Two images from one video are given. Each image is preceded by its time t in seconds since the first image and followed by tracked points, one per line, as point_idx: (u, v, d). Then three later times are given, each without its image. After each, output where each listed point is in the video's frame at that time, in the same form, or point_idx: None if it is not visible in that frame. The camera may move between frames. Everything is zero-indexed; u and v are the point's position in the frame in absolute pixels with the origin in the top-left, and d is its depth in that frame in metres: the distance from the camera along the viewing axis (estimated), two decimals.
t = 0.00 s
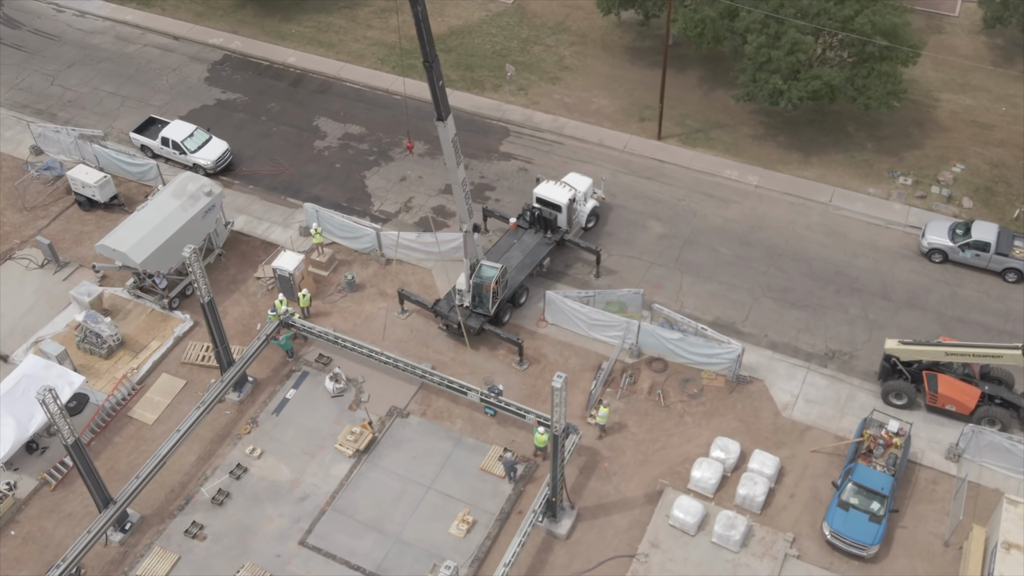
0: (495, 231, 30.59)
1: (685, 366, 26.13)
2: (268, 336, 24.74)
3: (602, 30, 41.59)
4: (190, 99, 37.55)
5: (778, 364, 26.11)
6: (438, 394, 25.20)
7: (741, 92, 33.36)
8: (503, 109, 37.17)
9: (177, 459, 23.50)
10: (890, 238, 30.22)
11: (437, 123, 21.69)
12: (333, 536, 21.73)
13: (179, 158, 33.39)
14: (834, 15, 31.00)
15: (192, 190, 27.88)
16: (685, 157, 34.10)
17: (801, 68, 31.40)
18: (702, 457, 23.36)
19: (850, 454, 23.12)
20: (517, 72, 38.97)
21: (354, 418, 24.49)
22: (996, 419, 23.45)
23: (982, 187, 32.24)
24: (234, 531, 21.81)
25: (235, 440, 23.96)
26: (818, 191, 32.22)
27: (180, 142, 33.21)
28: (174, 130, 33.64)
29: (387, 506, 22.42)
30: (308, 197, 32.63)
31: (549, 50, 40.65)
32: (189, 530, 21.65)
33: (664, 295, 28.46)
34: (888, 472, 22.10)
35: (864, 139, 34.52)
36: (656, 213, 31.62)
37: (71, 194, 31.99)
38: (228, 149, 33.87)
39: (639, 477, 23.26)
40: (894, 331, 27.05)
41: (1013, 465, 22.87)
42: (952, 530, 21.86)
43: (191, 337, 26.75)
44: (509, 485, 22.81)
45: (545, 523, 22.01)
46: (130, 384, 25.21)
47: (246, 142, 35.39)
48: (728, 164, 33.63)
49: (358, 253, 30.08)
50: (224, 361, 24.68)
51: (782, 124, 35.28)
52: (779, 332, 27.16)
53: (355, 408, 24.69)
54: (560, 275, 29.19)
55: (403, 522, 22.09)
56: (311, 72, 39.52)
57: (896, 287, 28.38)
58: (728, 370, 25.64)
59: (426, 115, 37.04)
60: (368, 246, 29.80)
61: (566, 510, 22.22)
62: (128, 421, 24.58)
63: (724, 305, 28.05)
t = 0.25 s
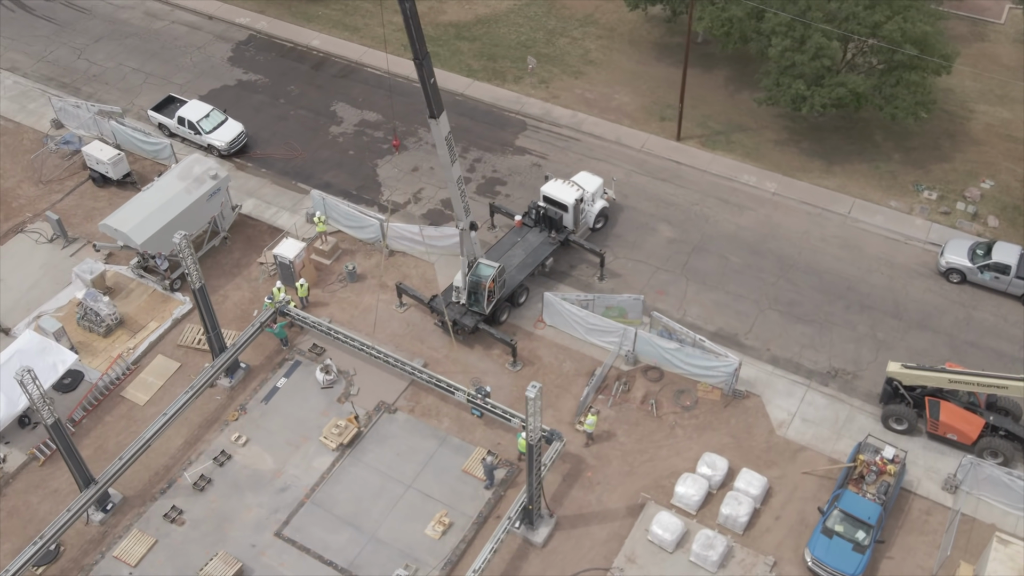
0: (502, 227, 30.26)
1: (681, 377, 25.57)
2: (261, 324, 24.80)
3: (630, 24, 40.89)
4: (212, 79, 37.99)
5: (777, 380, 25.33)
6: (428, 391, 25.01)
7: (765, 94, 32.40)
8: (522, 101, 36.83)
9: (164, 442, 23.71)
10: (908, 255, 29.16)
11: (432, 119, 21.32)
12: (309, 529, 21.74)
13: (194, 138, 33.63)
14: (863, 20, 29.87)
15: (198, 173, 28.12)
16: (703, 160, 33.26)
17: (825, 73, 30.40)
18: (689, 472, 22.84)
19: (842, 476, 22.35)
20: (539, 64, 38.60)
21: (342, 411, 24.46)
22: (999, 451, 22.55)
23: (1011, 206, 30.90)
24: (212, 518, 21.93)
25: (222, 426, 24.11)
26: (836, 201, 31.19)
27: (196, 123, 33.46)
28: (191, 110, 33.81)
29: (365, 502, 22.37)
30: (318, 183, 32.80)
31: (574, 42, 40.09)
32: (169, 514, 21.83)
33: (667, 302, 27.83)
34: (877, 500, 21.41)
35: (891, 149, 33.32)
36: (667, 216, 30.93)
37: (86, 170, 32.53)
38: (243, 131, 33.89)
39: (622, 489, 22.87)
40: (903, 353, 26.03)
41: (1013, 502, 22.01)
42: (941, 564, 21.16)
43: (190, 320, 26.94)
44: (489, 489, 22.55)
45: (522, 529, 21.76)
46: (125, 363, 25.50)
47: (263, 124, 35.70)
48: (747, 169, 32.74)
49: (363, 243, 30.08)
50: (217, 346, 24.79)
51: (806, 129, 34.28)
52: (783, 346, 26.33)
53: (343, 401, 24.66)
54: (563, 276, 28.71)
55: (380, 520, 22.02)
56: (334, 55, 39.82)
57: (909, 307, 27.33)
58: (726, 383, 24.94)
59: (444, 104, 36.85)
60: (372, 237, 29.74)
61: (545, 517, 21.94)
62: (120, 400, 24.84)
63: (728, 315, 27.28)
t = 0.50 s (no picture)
0: (509, 224, 30.15)
1: (675, 387, 25.14)
2: (259, 310, 25.01)
3: (661, 23, 40.30)
4: (238, 63, 38.73)
5: (774, 397, 24.70)
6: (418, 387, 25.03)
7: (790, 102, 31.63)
8: (543, 97, 36.55)
9: (155, 421, 24.12)
10: (924, 275, 28.14)
11: (428, 115, 21.21)
12: (287, 518, 21.97)
13: (215, 120, 34.26)
14: (892, 31, 28.90)
15: (209, 156, 28.41)
16: (722, 166, 32.53)
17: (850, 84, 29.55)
18: (672, 485, 22.46)
19: (829, 500, 21.70)
20: (563, 60, 38.32)
21: (331, 401, 24.63)
22: (996, 486, 21.69)
23: None
24: (194, 500, 22.26)
25: (212, 408, 24.47)
26: (855, 216, 30.23)
27: (217, 105, 34.07)
28: (212, 92, 34.40)
29: (345, 494, 22.50)
30: (332, 170, 33.07)
31: (603, 40, 39.64)
32: (152, 493, 22.23)
33: (669, 310, 27.35)
34: (861, 528, 20.83)
35: (919, 165, 32.20)
36: (679, 222, 30.39)
37: (107, 146, 33.40)
38: (262, 115, 34.39)
39: (602, 498, 22.63)
40: (907, 377, 25.13)
41: (1005, 538, 21.29)
42: None
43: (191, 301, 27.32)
44: (469, 489, 22.49)
45: (497, 532, 21.66)
46: (124, 340, 26.04)
47: (284, 109, 36.19)
48: (765, 178, 31.95)
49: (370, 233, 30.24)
50: (213, 329, 25.15)
51: (831, 140, 33.36)
52: (783, 363, 25.63)
53: (333, 391, 24.83)
54: (566, 278, 28.43)
55: (358, 513, 22.13)
56: (361, 42, 40.19)
57: (920, 329, 26.38)
58: (720, 397, 24.43)
59: (465, 96, 36.78)
60: (379, 228, 29.97)
61: (523, 521, 21.85)
62: (117, 377, 25.36)
63: (730, 328, 26.67)
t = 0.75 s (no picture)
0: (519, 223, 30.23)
1: (668, 398, 24.77)
2: (259, 294, 25.43)
3: (694, 26, 39.78)
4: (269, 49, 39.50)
5: (768, 414, 24.18)
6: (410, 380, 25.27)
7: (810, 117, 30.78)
8: (566, 97, 36.38)
9: (151, 398, 24.92)
10: (936, 299, 27.01)
11: (424, 110, 21.44)
12: (267, 502, 22.41)
13: (238, 104, 35.26)
14: (921, 46, 28.18)
15: (224, 140, 29.09)
16: (740, 176, 31.88)
17: (875, 98, 28.69)
18: (653, 496, 22.18)
19: (810, 522, 21.24)
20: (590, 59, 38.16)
21: (323, 388, 25.00)
22: (986, 520, 21.01)
23: None
24: (180, 478, 22.90)
25: (207, 388, 25.13)
26: (872, 234, 29.25)
27: (241, 89, 35.03)
28: (238, 76, 35.39)
29: (327, 482, 22.83)
30: (349, 160, 33.49)
31: (632, 41, 39.28)
32: (140, 468, 22.92)
33: (670, 319, 26.97)
34: (840, 552, 20.39)
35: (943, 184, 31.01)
36: (690, 229, 29.90)
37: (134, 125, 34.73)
38: (286, 101, 35.22)
39: (582, 505, 22.46)
40: (908, 403, 24.26)
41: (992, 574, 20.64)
42: None
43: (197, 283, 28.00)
44: (448, 486, 22.57)
45: (472, 530, 21.70)
46: (130, 316, 26.83)
47: (309, 96, 36.84)
48: (784, 190, 31.19)
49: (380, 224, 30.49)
50: (215, 312, 25.78)
51: (855, 154, 32.38)
52: (781, 380, 25.02)
53: (326, 378, 25.23)
54: (569, 280, 28.26)
55: (337, 502, 22.44)
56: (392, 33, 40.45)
57: (928, 354, 25.37)
58: (713, 410, 23.97)
59: (489, 93, 36.93)
60: (388, 219, 30.19)
61: (500, 521, 21.84)
62: (120, 351, 26.19)
63: (731, 340, 26.17)
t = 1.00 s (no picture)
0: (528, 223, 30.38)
1: (660, 406, 24.59)
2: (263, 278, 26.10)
3: (727, 34, 39.37)
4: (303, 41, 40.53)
5: (759, 429, 23.82)
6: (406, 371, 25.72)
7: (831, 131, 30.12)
8: (589, 99, 36.33)
9: (151, 373, 25.89)
10: (944, 324, 26.26)
11: (424, 105, 21.77)
12: (252, 482, 23.02)
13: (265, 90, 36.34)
14: (944, 65, 27.41)
15: (242, 125, 30.24)
16: (757, 188, 31.38)
17: (897, 115, 27.90)
18: (633, 503, 22.12)
19: (788, 539, 20.92)
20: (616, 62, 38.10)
21: (318, 374, 25.55)
22: (968, 550, 20.54)
23: None
24: (171, 453, 23.71)
25: (206, 367, 25.98)
26: (885, 254, 28.49)
27: (268, 77, 36.05)
28: (266, 64, 36.42)
29: (312, 466, 23.34)
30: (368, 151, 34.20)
31: (662, 47, 39.07)
32: (134, 441, 23.82)
33: (671, 327, 26.75)
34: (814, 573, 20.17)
35: (964, 207, 30.02)
36: (700, 239, 29.61)
37: (162, 106, 36.21)
38: (311, 90, 36.15)
39: (563, 507, 22.48)
40: (904, 428, 23.58)
41: None
42: None
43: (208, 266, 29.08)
44: (430, 479, 22.87)
45: (449, 524, 21.92)
46: (138, 292, 28.02)
47: (335, 86, 37.83)
48: (801, 204, 30.58)
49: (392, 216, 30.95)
50: (219, 293, 26.55)
51: (877, 172, 31.53)
52: (777, 396, 24.63)
53: (322, 364, 25.79)
54: (571, 281, 28.24)
55: (321, 486, 22.92)
56: (422, 28, 41.08)
57: (930, 379, 24.62)
58: (702, 421, 23.72)
59: (513, 92, 37.18)
60: (399, 212, 30.66)
61: (478, 516, 22.05)
62: (128, 326, 27.36)
63: (729, 352, 25.87)
